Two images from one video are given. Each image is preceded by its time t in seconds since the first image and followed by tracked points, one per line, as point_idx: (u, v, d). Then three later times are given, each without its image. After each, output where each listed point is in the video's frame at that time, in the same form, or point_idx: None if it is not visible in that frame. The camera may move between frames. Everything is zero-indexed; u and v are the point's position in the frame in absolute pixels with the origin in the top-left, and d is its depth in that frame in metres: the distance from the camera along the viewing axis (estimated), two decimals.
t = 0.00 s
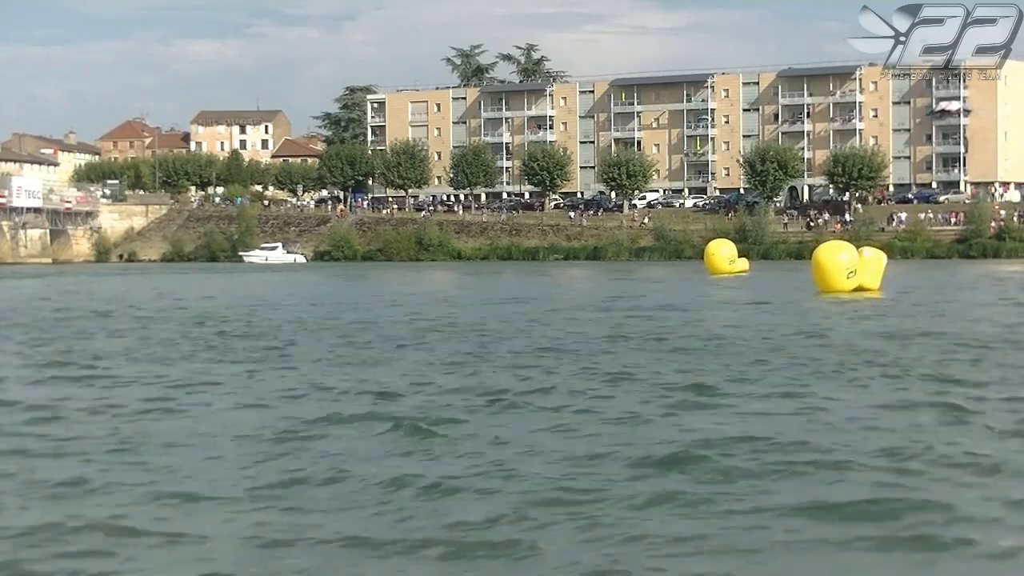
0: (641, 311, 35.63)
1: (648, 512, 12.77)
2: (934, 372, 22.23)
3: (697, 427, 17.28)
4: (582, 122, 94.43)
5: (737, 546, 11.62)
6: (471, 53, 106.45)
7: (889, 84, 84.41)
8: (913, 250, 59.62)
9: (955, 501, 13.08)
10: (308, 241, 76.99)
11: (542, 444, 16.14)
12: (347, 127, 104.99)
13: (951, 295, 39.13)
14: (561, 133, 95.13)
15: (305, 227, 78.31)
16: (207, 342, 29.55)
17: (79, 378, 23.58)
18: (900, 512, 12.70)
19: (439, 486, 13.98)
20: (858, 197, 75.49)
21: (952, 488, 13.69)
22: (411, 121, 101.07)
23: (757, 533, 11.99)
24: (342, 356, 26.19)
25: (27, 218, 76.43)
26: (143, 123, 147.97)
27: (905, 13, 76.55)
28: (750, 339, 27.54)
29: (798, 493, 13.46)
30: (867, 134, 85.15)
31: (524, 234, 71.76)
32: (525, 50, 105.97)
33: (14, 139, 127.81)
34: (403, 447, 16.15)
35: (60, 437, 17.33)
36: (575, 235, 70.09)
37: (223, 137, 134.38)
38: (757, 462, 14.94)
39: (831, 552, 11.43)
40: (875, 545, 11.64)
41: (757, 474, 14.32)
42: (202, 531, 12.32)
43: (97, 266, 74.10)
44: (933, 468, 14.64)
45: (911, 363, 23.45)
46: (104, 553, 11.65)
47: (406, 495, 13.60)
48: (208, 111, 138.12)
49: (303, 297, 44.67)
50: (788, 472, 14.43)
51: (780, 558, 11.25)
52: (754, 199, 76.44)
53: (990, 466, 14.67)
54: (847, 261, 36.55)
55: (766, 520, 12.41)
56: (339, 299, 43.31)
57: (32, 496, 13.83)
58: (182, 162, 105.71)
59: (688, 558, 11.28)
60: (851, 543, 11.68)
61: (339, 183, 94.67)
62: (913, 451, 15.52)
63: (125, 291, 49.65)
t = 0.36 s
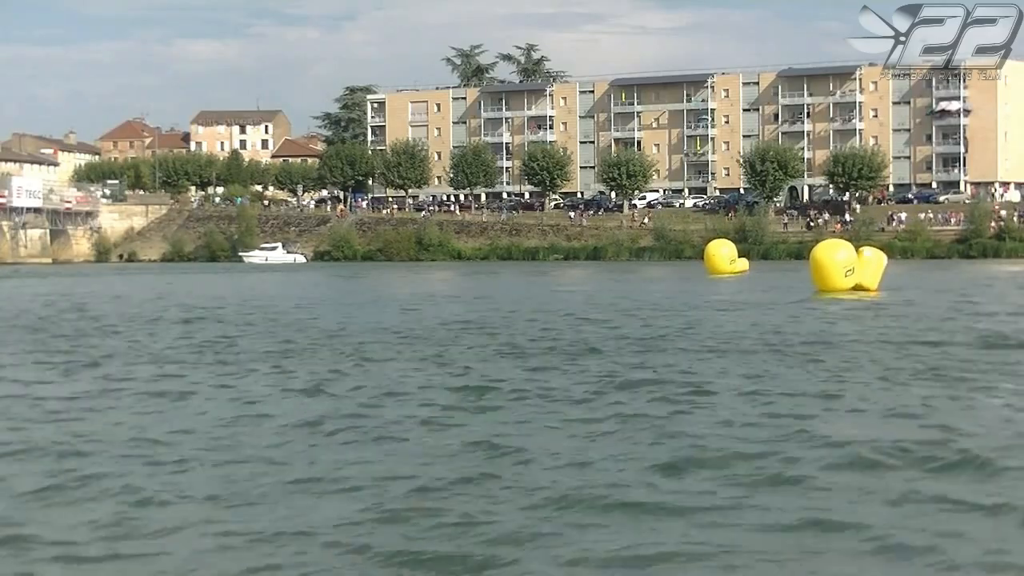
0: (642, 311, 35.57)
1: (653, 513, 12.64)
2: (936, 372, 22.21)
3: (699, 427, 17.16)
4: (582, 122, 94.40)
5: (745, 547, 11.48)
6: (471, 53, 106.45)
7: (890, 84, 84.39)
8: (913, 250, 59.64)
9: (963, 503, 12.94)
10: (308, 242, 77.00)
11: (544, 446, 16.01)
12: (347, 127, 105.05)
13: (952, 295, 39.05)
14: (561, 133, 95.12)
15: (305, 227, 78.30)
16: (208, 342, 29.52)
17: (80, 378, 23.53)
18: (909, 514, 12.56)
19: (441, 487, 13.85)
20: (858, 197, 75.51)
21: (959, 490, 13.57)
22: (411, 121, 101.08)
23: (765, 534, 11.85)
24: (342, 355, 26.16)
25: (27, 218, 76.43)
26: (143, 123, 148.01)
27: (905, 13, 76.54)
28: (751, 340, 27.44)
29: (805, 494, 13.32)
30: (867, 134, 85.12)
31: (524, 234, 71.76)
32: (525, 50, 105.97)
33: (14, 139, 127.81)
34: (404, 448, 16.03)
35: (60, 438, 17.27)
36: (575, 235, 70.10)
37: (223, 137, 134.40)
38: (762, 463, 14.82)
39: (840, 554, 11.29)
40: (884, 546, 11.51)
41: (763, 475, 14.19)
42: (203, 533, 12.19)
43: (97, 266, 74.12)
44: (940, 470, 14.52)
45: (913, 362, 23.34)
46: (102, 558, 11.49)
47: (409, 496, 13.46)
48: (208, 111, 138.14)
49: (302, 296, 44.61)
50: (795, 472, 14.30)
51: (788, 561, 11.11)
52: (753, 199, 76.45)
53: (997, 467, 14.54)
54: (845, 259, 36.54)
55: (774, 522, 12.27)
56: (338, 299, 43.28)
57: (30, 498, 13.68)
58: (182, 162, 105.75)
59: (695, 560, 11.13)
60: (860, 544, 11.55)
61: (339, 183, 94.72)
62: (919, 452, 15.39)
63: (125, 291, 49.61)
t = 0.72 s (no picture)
0: (641, 311, 35.58)
1: (655, 515, 12.66)
2: (935, 372, 22.25)
3: (708, 428, 17.11)
4: (582, 122, 94.40)
5: (761, 554, 11.42)
6: (471, 53, 106.40)
7: (889, 84, 84.39)
8: (913, 250, 59.62)
9: (978, 505, 12.87)
10: (308, 242, 76.98)
11: (554, 447, 15.96)
12: (347, 127, 105.06)
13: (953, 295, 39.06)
14: (561, 133, 95.12)
15: (305, 227, 78.29)
16: (207, 342, 29.54)
17: (80, 378, 23.57)
18: (925, 516, 12.50)
19: (454, 489, 13.79)
20: (858, 197, 75.52)
21: (973, 490, 13.51)
22: (411, 121, 101.07)
23: (784, 540, 11.79)
24: (342, 356, 26.19)
25: (27, 218, 76.41)
26: (143, 123, 148.01)
27: (905, 13, 76.53)
28: (754, 340, 27.40)
29: (819, 497, 13.27)
30: (867, 134, 85.11)
31: (524, 234, 71.73)
32: (525, 50, 105.93)
33: (14, 139, 127.82)
34: (411, 449, 16.02)
35: (62, 437, 17.30)
36: (575, 235, 70.09)
37: (223, 137, 134.37)
38: (774, 466, 14.73)
39: (859, 560, 11.21)
40: (885, 548, 11.53)
41: (777, 477, 14.12)
42: (218, 535, 12.13)
43: (97, 266, 74.12)
44: (952, 471, 14.45)
45: (913, 363, 23.37)
46: (118, 562, 11.43)
47: (422, 499, 13.39)
48: (208, 111, 138.12)
49: (303, 297, 44.57)
50: (806, 475, 14.23)
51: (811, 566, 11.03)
52: (753, 199, 76.44)
53: (1009, 469, 14.50)
54: (845, 260, 36.51)
55: (788, 527, 12.20)
56: (338, 299, 43.28)
57: (40, 499, 13.62)
58: (182, 162, 105.78)
59: (697, 562, 11.16)
60: (860, 546, 11.57)
61: (339, 183, 94.72)
62: (929, 454, 15.34)
63: (125, 291, 49.60)
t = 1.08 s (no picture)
0: (641, 311, 35.58)
1: (657, 514, 12.70)
2: (936, 372, 22.27)
3: (707, 429, 17.06)
4: (582, 122, 94.39)
5: (762, 557, 11.36)
6: (471, 53, 106.39)
7: (890, 84, 84.35)
8: (913, 250, 59.66)
9: (980, 507, 12.83)
10: (308, 242, 76.99)
11: (553, 448, 15.91)
12: (347, 127, 105.11)
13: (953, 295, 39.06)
14: (561, 133, 95.11)
15: (305, 227, 78.30)
16: (208, 341, 29.54)
17: (81, 377, 23.57)
18: (925, 516, 12.54)
19: (453, 491, 13.74)
20: (858, 197, 75.52)
21: (975, 492, 13.47)
22: (411, 121, 101.07)
23: (784, 543, 11.75)
24: (342, 355, 26.21)
25: (27, 218, 76.39)
26: (143, 123, 148.00)
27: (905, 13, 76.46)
28: (754, 340, 27.37)
29: (819, 498, 13.23)
30: (867, 134, 85.12)
31: (524, 234, 71.74)
32: (525, 50, 105.89)
33: (14, 139, 127.81)
34: (414, 449, 16.04)
35: (64, 436, 17.33)
36: (575, 235, 70.08)
37: (223, 137, 134.40)
38: (774, 465, 14.79)
39: (860, 564, 11.17)
40: (888, 547, 11.57)
41: (777, 479, 14.06)
42: (215, 538, 12.08)
43: (98, 266, 74.12)
44: (952, 472, 14.41)
45: (913, 363, 23.39)
46: (113, 565, 11.36)
47: (421, 502, 13.34)
48: (208, 111, 138.10)
49: (302, 297, 44.53)
50: (805, 476, 14.18)
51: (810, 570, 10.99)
52: (753, 199, 76.45)
53: (1011, 471, 14.45)
54: (844, 260, 36.58)
55: (788, 529, 12.16)
56: (338, 299, 43.24)
57: (35, 501, 13.56)
58: (182, 162, 105.83)
59: (701, 564, 11.19)
60: (861, 546, 11.63)
61: (339, 183, 94.74)
62: (930, 455, 15.31)
63: (125, 291, 49.57)
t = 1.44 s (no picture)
0: (640, 311, 35.56)
1: (656, 515, 12.69)
2: (936, 371, 22.25)
3: (709, 429, 17.01)
4: (582, 122, 94.37)
5: (769, 559, 11.29)
6: (471, 53, 106.35)
7: (889, 84, 84.33)
8: (913, 250, 59.66)
9: (985, 508, 12.77)
10: (308, 241, 77.00)
11: (555, 448, 15.85)
12: (347, 127, 105.16)
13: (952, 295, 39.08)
14: (561, 133, 95.10)
15: (305, 227, 78.30)
16: (208, 341, 29.52)
17: (81, 377, 23.56)
18: (924, 517, 12.53)
19: (456, 492, 13.69)
20: (858, 197, 75.54)
21: (980, 493, 13.43)
22: (411, 121, 101.07)
23: (791, 545, 11.68)
24: (342, 355, 26.19)
25: (27, 218, 76.37)
26: (143, 123, 147.97)
27: (905, 13, 76.43)
28: (754, 340, 27.34)
29: (824, 500, 13.16)
30: (867, 134, 85.09)
31: (524, 234, 71.73)
32: (525, 50, 105.85)
33: (14, 139, 127.86)
34: (413, 448, 16.04)
35: (66, 437, 17.33)
36: (575, 235, 70.07)
37: (223, 137, 134.39)
38: (775, 464, 14.79)
39: (860, 563, 11.15)
40: (887, 547, 11.57)
41: (777, 479, 14.05)
42: (214, 539, 12.06)
43: (98, 266, 74.14)
44: (952, 472, 14.39)
45: (913, 363, 23.36)
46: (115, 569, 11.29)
47: (419, 502, 13.33)
48: (208, 111, 138.11)
49: (302, 297, 44.47)
50: (809, 477, 14.13)
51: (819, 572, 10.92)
52: (753, 199, 76.44)
53: (1010, 470, 14.44)
54: (844, 260, 36.56)
55: (793, 531, 12.09)
56: (337, 299, 43.23)
57: (34, 501, 13.54)
58: (182, 162, 105.86)
59: (700, 564, 11.18)
60: (861, 546, 11.62)
61: (339, 183, 94.77)
62: (933, 455, 15.27)
63: (125, 291, 49.57)
